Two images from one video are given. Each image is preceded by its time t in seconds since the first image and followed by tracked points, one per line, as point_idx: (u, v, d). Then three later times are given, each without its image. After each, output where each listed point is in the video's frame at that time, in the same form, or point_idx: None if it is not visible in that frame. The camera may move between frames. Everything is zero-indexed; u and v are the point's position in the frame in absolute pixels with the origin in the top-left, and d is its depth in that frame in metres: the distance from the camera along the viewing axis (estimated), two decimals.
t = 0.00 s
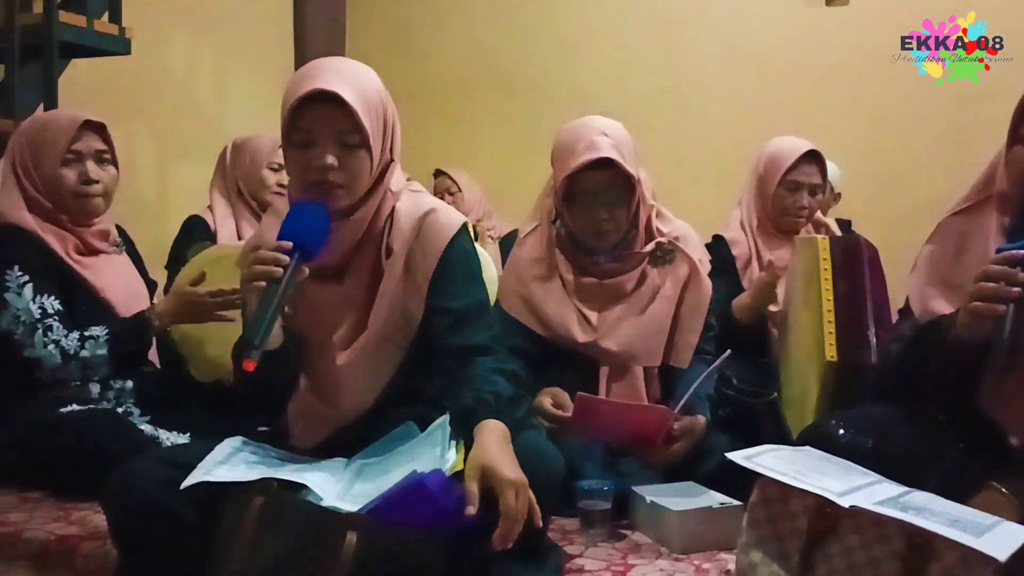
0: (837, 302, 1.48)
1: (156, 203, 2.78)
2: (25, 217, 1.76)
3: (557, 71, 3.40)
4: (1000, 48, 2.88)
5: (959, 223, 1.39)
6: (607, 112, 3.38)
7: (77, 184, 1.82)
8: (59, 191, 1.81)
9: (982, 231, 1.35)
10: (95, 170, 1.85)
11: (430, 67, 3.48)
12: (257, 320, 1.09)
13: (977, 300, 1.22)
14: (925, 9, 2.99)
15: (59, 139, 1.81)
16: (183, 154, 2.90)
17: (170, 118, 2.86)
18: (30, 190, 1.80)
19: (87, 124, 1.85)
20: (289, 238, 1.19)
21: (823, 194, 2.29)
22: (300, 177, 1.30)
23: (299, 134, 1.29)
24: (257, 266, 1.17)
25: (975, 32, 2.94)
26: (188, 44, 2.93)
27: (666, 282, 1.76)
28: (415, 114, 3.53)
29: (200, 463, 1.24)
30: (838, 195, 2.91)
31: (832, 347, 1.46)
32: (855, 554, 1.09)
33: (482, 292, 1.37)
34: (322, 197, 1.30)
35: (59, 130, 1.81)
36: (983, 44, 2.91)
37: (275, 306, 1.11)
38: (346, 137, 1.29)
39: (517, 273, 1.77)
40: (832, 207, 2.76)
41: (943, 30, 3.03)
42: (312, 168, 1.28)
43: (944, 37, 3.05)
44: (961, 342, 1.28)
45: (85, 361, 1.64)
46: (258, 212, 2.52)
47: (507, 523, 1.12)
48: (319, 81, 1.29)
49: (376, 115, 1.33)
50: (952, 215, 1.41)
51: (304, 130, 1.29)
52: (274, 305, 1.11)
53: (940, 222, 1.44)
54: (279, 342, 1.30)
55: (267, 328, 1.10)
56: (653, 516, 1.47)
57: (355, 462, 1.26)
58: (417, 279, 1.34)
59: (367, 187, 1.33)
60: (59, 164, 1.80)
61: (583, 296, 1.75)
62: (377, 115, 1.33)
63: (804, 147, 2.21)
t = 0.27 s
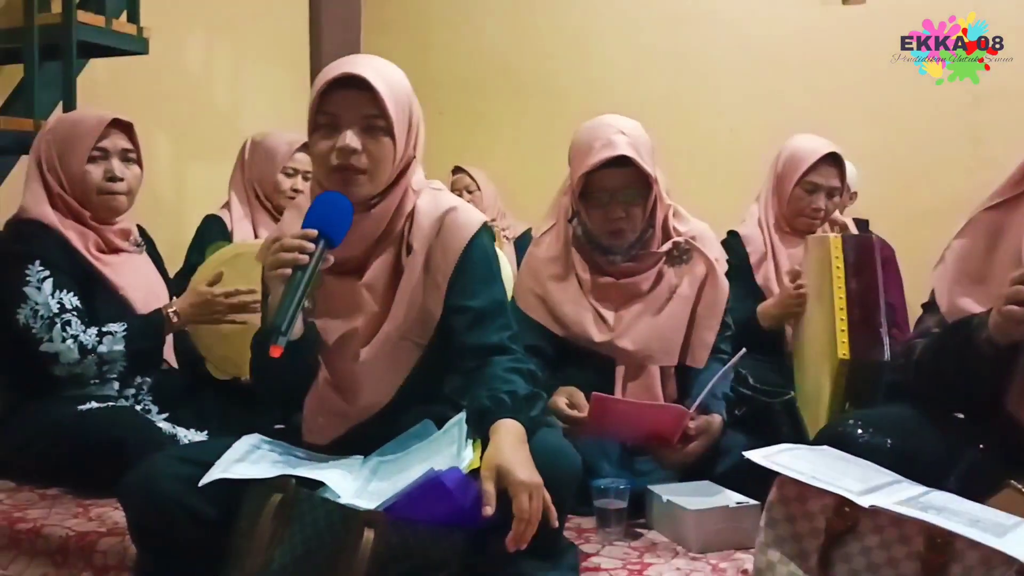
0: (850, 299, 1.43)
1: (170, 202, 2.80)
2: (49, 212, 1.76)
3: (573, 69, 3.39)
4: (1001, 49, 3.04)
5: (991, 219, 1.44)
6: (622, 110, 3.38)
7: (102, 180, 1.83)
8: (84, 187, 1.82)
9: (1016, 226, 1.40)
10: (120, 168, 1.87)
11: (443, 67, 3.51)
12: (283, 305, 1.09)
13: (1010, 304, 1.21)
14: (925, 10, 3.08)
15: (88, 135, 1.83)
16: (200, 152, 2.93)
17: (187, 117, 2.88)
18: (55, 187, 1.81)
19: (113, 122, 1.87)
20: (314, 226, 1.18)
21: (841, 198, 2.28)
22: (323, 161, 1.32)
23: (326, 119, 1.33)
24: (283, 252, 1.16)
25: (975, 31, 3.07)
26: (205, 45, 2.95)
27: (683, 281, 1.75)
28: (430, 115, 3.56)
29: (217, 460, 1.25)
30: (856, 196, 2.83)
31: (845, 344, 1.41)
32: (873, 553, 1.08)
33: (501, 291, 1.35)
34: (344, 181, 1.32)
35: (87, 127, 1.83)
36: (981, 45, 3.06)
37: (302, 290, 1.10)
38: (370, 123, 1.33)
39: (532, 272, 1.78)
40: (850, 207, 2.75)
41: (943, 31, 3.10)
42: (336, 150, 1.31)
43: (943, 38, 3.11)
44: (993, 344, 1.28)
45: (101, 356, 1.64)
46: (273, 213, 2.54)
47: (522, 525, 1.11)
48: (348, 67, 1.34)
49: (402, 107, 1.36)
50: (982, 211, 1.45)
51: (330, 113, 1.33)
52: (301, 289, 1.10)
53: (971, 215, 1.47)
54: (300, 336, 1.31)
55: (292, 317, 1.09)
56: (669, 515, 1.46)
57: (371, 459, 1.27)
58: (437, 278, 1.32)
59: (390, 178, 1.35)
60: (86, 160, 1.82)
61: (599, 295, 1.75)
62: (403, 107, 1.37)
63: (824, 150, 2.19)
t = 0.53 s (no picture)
0: (869, 300, 1.39)
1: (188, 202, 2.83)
2: (62, 214, 1.77)
3: (590, 70, 3.41)
4: (1004, 47, 3.02)
5: (1011, 221, 1.42)
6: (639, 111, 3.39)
7: (113, 183, 1.85)
8: (96, 189, 1.84)
9: None
10: (132, 171, 1.87)
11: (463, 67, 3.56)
12: (313, 282, 1.13)
13: None
14: (925, 10, 3.08)
15: (99, 139, 1.84)
16: (217, 153, 2.96)
17: (205, 118, 2.91)
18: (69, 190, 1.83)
19: (126, 125, 1.89)
20: (348, 206, 1.17)
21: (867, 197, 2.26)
22: (364, 150, 1.34)
23: (370, 109, 1.36)
24: (315, 233, 1.16)
25: (976, 31, 3.06)
26: (221, 45, 2.96)
27: (700, 281, 1.75)
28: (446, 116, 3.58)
29: (237, 458, 1.25)
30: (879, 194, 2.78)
31: (863, 346, 1.38)
32: (895, 556, 1.07)
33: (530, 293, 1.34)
34: (382, 170, 1.34)
35: (100, 129, 1.84)
36: (983, 45, 3.04)
37: (331, 271, 1.12)
38: (413, 115, 1.35)
39: (550, 272, 1.79)
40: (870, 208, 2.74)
41: (943, 31, 3.08)
42: (377, 139, 1.33)
43: (944, 38, 3.08)
44: (1014, 349, 1.27)
45: (89, 366, 1.63)
46: (291, 215, 2.57)
47: (539, 519, 1.11)
48: (398, 60, 1.37)
49: (446, 105, 1.38)
50: (1002, 213, 1.43)
51: (376, 103, 1.36)
52: (330, 270, 1.12)
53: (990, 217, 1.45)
54: (329, 320, 1.32)
55: (321, 290, 1.13)
56: (687, 515, 1.46)
57: (390, 458, 1.27)
58: (467, 280, 1.32)
59: (428, 173, 1.37)
60: (98, 163, 1.84)
61: (617, 294, 1.75)
62: (448, 106, 1.39)
63: (848, 151, 2.18)
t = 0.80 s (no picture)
0: (890, 301, 1.39)
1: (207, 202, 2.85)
2: (79, 215, 1.78)
3: (608, 69, 3.42)
4: (1003, 48, 3.18)
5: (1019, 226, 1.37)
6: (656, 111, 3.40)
7: (120, 193, 1.83)
8: (107, 198, 1.84)
9: None
10: (140, 181, 1.85)
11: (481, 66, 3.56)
12: (360, 269, 1.11)
13: None
14: (925, 10, 3.19)
15: (109, 148, 1.84)
16: (237, 153, 2.98)
17: (226, 119, 2.93)
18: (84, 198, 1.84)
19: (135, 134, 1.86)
20: (394, 199, 1.18)
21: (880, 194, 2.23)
22: (410, 149, 1.35)
23: (419, 109, 1.37)
24: (361, 224, 1.16)
25: (976, 31, 3.19)
26: (242, 46, 2.99)
27: (720, 281, 1.75)
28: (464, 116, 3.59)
29: (260, 456, 1.26)
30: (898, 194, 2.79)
31: (885, 347, 1.38)
32: (919, 557, 1.07)
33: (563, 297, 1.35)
34: (427, 170, 1.35)
35: (111, 137, 1.84)
36: (983, 45, 3.19)
37: (376, 261, 1.11)
38: (461, 118, 1.36)
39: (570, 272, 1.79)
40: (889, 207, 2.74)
41: (943, 31, 3.19)
42: (423, 139, 1.34)
43: (944, 37, 3.19)
44: None
45: (96, 374, 1.64)
46: (312, 217, 2.60)
47: (559, 512, 1.10)
48: (448, 62, 1.38)
49: (494, 109, 1.38)
50: (1009, 219, 1.38)
51: (424, 104, 1.36)
52: (375, 260, 1.11)
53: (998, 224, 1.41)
54: (366, 313, 1.29)
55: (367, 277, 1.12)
56: (708, 515, 1.46)
57: (413, 456, 1.28)
58: (503, 282, 1.33)
59: (472, 175, 1.37)
60: (107, 171, 1.84)
61: (636, 294, 1.75)
62: (496, 109, 1.39)
63: (857, 153, 2.15)
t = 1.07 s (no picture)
0: (910, 301, 1.38)
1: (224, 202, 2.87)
2: (99, 210, 1.80)
3: (623, 69, 3.41)
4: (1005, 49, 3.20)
5: None
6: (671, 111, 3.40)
7: (138, 189, 1.84)
8: (125, 195, 1.85)
9: None
10: (158, 177, 1.86)
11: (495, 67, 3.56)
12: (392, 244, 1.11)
13: None
14: (924, 11, 3.20)
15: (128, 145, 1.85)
16: (253, 154, 3.00)
17: (242, 119, 2.95)
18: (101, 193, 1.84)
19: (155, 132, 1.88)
20: (429, 183, 1.19)
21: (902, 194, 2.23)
22: (440, 146, 1.35)
23: (451, 106, 1.37)
24: (395, 205, 1.17)
25: (977, 31, 3.21)
26: (258, 47, 3.00)
27: (737, 282, 1.75)
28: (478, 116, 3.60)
29: (281, 454, 1.27)
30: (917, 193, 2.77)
31: (906, 348, 1.37)
32: (939, 560, 1.06)
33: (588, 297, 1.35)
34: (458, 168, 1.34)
35: (128, 134, 1.85)
36: (982, 45, 3.20)
37: (408, 239, 1.12)
38: (492, 117, 1.35)
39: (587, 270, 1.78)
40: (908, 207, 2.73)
41: (943, 31, 3.21)
42: (454, 137, 1.33)
43: (942, 37, 3.20)
44: None
45: (157, 356, 1.68)
46: (330, 218, 2.60)
47: (577, 506, 1.10)
48: (480, 61, 1.37)
49: (525, 108, 1.37)
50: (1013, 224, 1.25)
51: (455, 103, 1.36)
52: (405, 239, 1.11)
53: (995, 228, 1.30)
54: (391, 300, 1.28)
55: (399, 253, 1.11)
56: (725, 517, 1.46)
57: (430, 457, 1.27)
58: (531, 280, 1.34)
59: (502, 174, 1.37)
60: (125, 168, 1.85)
61: (653, 294, 1.75)
62: (528, 108, 1.38)
63: (884, 155, 2.15)
